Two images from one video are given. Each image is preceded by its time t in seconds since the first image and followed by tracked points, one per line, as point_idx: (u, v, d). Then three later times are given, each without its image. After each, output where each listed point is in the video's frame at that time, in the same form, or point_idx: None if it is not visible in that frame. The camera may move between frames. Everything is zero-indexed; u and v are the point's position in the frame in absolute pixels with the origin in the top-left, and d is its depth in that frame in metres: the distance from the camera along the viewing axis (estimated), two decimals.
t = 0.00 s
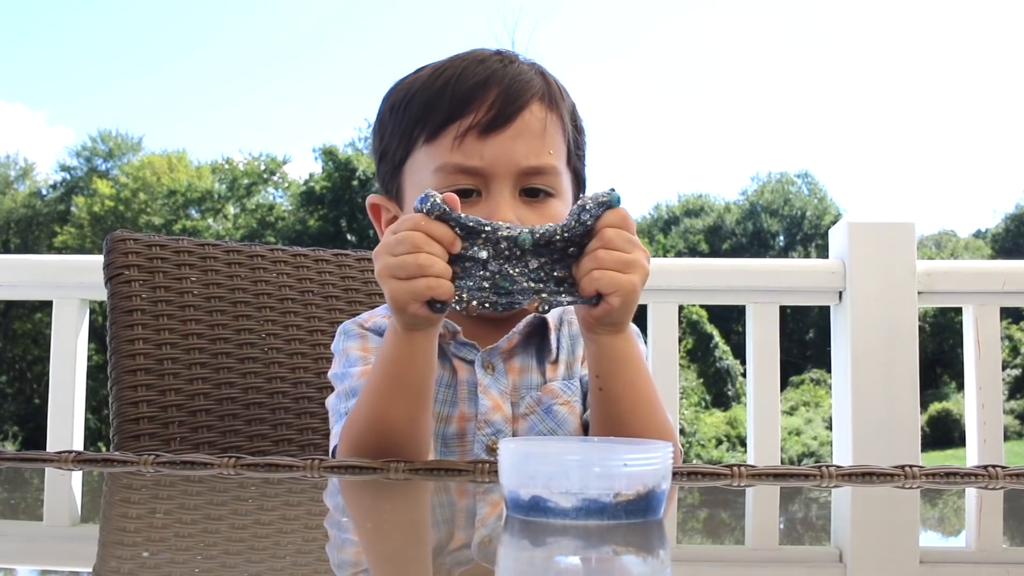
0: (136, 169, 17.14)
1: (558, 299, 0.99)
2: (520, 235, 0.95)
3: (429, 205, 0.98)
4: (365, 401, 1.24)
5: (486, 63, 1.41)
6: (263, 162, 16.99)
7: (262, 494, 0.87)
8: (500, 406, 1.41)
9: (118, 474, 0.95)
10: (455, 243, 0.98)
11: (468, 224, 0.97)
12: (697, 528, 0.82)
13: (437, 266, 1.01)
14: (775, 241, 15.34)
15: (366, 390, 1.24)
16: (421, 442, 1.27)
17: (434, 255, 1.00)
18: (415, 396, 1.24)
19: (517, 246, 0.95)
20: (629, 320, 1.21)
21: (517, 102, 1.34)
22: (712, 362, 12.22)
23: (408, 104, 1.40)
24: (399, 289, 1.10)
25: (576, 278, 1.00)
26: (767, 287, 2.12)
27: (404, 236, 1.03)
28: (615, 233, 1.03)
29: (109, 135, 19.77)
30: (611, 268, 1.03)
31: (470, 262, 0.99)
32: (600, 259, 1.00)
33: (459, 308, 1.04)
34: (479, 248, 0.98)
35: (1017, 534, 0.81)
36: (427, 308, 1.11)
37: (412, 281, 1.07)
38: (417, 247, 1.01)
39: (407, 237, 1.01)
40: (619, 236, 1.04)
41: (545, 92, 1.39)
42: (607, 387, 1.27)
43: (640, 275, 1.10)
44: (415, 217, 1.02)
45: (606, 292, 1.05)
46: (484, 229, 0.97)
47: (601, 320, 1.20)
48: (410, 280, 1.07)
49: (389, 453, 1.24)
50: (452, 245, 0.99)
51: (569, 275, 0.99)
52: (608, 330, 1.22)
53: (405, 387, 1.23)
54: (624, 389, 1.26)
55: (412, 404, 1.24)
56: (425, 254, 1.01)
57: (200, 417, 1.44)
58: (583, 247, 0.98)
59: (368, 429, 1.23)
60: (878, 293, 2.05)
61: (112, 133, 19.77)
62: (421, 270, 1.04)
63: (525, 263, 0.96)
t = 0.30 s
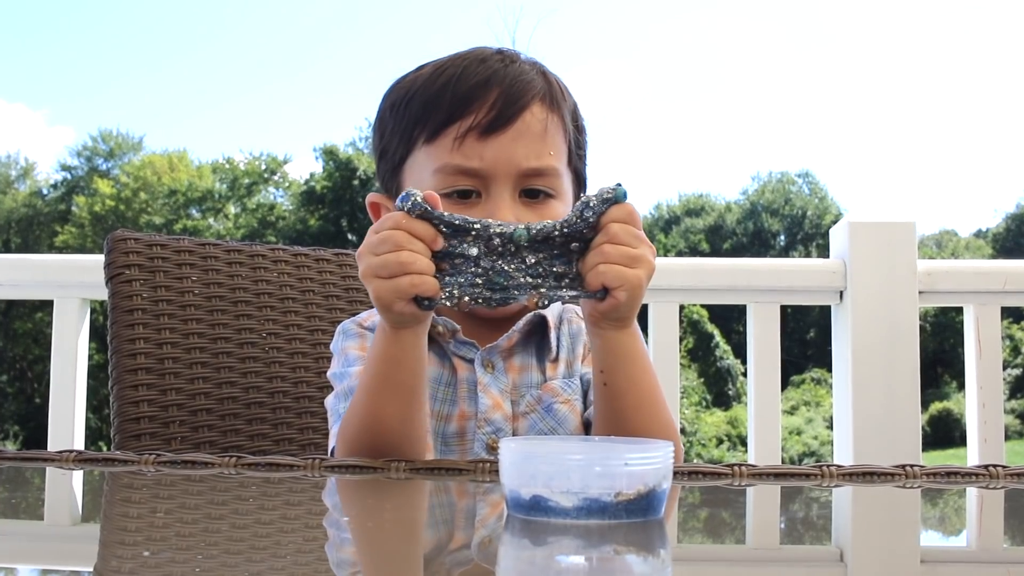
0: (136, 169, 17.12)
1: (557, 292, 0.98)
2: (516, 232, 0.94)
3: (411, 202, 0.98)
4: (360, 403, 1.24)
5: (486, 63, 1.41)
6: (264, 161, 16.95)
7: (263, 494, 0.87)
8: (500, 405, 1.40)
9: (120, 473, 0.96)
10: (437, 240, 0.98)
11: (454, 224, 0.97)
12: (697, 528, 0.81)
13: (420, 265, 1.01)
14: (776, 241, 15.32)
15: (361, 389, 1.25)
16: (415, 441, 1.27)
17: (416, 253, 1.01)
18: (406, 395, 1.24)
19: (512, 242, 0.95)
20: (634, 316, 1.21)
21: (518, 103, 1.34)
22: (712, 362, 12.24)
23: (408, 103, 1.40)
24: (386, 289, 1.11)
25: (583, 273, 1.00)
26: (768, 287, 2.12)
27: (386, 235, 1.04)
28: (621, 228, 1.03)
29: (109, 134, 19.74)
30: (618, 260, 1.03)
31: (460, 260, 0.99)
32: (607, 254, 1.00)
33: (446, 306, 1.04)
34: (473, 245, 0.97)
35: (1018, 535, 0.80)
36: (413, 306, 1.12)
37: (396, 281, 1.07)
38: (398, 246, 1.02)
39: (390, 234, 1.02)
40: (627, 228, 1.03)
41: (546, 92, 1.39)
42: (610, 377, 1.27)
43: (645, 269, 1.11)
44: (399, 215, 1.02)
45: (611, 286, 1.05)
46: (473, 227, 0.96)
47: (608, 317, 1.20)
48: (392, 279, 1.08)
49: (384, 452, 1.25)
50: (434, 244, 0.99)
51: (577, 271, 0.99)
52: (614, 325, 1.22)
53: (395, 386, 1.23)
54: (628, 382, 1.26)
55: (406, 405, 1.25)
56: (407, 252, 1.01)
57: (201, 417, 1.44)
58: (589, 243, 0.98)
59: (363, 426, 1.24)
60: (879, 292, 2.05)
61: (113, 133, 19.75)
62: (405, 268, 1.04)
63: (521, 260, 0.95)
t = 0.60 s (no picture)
0: (136, 169, 17.09)
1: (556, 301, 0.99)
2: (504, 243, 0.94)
3: (383, 215, 0.97)
4: (349, 414, 1.25)
5: (478, 63, 1.41)
6: (264, 161, 16.89)
7: (262, 494, 0.87)
8: (497, 406, 1.40)
9: (120, 474, 0.96)
10: (413, 252, 0.98)
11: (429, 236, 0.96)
12: (696, 528, 0.82)
13: (399, 277, 1.01)
14: (776, 241, 15.27)
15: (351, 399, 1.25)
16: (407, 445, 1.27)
17: (394, 266, 1.00)
18: (395, 404, 1.24)
19: (498, 253, 0.94)
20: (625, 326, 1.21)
21: (510, 103, 1.34)
22: (712, 362, 12.25)
23: (401, 105, 1.40)
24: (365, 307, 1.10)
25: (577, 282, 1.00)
26: (768, 287, 2.12)
27: (360, 250, 1.04)
28: (617, 237, 1.04)
29: (109, 135, 19.71)
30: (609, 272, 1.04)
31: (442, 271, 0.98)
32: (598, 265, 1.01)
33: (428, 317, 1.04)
34: (455, 256, 0.96)
35: (1017, 535, 0.80)
36: (396, 320, 1.11)
37: (375, 296, 1.07)
38: (374, 261, 1.02)
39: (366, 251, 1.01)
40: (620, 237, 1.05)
41: (538, 91, 1.39)
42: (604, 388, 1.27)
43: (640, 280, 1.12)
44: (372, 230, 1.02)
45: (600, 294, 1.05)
46: (453, 239, 0.95)
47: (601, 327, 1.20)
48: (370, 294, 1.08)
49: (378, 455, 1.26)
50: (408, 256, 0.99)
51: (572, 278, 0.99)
52: (604, 334, 1.22)
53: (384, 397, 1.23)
54: (621, 391, 1.27)
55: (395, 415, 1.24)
56: (384, 267, 1.01)
57: (201, 416, 1.44)
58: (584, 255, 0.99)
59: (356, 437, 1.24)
60: (879, 293, 2.05)
61: (113, 133, 19.71)
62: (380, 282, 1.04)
63: (508, 270, 0.95)
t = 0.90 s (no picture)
0: (136, 167, 17.07)
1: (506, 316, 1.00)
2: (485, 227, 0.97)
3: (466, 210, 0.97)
4: (377, 404, 1.23)
5: (465, 57, 1.41)
6: (264, 159, 16.86)
7: (261, 492, 0.87)
8: (492, 401, 1.41)
9: (119, 471, 0.96)
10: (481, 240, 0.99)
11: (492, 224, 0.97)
12: (698, 527, 0.81)
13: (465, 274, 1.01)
14: (776, 239, 15.19)
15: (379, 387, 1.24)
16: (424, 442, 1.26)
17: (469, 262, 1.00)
18: (426, 402, 1.22)
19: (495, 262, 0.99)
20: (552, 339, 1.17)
21: (495, 95, 1.34)
22: (712, 361, 12.27)
23: (390, 103, 1.40)
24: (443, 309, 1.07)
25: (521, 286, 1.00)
26: (769, 286, 2.12)
27: (439, 240, 1.01)
28: (558, 239, 1.01)
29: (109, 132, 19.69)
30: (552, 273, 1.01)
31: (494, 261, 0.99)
32: (543, 266, 1.00)
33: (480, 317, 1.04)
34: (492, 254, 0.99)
35: (1017, 534, 0.80)
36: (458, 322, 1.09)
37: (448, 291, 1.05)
38: (454, 255, 1.00)
39: (443, 245, 1.00)
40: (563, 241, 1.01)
41: (526, 82, 1.39)
42: (551, 401, 1.25)
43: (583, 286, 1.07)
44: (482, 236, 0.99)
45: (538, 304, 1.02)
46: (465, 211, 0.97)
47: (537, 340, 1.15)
48: (441, 290, 1.05)
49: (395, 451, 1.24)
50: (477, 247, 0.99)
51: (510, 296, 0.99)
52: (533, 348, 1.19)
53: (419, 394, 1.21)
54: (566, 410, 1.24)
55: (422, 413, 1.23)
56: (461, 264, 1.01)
57: (201, 415, 1.44)
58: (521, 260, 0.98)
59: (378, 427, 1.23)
60: (877, 292, 2.05)
61: (113, 131, 19.68)
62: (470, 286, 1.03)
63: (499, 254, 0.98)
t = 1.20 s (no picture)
0: (136, 168, 17.08)
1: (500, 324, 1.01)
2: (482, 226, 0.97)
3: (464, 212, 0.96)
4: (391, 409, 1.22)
5: (459, 53, 1.41)
6: (264, 160, 16.86)
7: (264, 493, 0.87)
8: (497, 401, 1.41)
9: (119, 472, 0.96)
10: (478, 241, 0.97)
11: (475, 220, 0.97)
12: (698, 528, 0.81)
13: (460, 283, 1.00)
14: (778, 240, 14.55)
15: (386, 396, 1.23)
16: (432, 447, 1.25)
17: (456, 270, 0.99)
18: (434, 408, 1.21)
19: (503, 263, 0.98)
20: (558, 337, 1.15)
21: (491, 88, 1.34)
22: (712, 361, 12.27)
23: (387, 101, 1.41)
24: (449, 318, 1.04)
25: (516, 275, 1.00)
26: (769, 287, 2.12)
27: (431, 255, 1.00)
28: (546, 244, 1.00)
29: (109, 133, 19.70)
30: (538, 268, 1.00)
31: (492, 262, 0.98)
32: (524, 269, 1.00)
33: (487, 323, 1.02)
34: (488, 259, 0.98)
35: (1017, 534, 0.80)
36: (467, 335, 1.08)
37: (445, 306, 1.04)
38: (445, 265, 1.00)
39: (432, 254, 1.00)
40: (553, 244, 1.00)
41: (522, 76, 1.39)
42: (554, 401, 1.22)
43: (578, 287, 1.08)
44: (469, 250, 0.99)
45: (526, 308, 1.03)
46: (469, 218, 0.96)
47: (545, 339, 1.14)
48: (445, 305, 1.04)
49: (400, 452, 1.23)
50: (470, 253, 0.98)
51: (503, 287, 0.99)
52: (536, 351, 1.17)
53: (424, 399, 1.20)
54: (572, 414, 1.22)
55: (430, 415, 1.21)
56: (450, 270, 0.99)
57: (202, 415, 1.44)
58: (513, 261, 0.99)
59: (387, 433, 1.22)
60: (878, 291, 2.05)
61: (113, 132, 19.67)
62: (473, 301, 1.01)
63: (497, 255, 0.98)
